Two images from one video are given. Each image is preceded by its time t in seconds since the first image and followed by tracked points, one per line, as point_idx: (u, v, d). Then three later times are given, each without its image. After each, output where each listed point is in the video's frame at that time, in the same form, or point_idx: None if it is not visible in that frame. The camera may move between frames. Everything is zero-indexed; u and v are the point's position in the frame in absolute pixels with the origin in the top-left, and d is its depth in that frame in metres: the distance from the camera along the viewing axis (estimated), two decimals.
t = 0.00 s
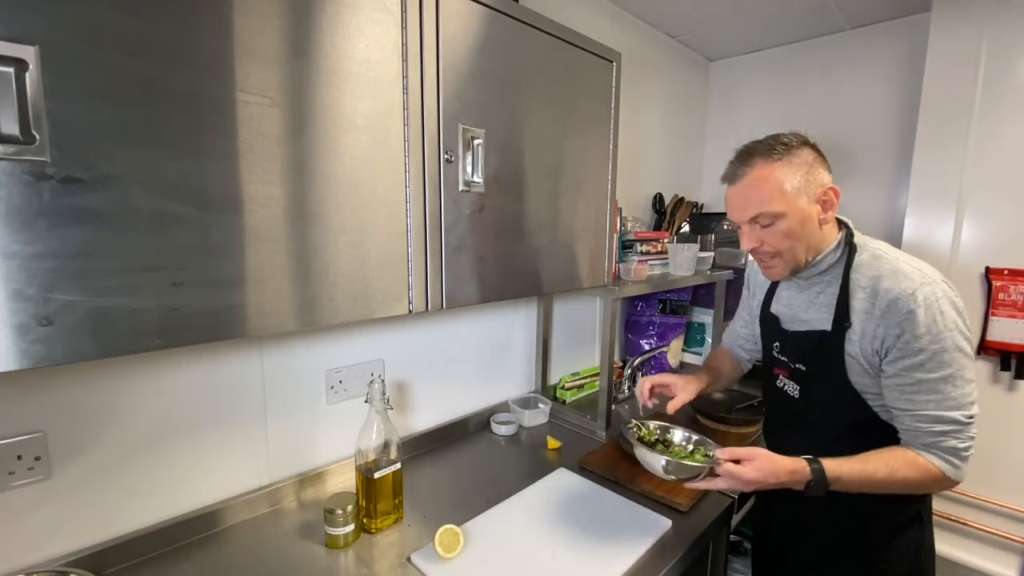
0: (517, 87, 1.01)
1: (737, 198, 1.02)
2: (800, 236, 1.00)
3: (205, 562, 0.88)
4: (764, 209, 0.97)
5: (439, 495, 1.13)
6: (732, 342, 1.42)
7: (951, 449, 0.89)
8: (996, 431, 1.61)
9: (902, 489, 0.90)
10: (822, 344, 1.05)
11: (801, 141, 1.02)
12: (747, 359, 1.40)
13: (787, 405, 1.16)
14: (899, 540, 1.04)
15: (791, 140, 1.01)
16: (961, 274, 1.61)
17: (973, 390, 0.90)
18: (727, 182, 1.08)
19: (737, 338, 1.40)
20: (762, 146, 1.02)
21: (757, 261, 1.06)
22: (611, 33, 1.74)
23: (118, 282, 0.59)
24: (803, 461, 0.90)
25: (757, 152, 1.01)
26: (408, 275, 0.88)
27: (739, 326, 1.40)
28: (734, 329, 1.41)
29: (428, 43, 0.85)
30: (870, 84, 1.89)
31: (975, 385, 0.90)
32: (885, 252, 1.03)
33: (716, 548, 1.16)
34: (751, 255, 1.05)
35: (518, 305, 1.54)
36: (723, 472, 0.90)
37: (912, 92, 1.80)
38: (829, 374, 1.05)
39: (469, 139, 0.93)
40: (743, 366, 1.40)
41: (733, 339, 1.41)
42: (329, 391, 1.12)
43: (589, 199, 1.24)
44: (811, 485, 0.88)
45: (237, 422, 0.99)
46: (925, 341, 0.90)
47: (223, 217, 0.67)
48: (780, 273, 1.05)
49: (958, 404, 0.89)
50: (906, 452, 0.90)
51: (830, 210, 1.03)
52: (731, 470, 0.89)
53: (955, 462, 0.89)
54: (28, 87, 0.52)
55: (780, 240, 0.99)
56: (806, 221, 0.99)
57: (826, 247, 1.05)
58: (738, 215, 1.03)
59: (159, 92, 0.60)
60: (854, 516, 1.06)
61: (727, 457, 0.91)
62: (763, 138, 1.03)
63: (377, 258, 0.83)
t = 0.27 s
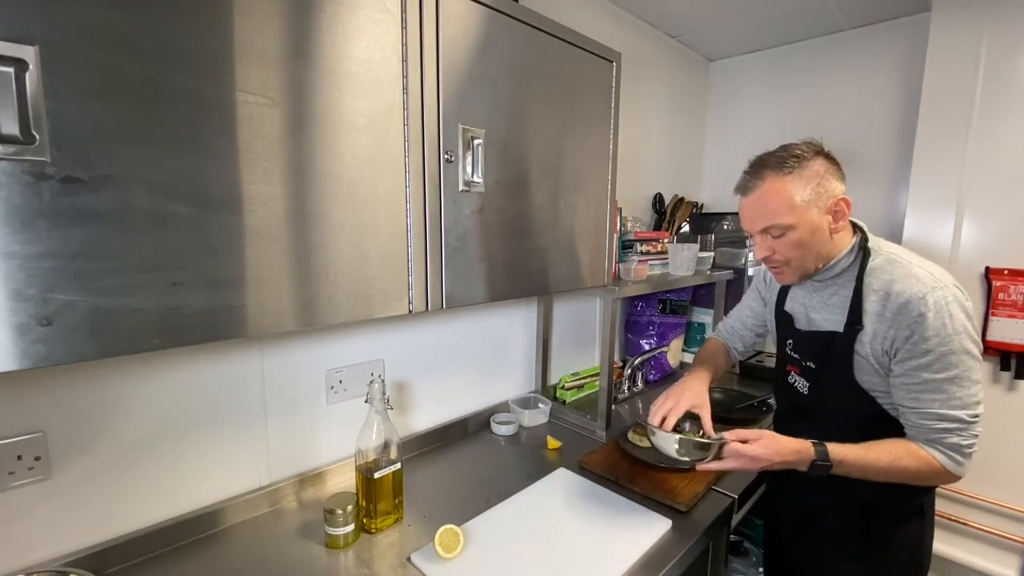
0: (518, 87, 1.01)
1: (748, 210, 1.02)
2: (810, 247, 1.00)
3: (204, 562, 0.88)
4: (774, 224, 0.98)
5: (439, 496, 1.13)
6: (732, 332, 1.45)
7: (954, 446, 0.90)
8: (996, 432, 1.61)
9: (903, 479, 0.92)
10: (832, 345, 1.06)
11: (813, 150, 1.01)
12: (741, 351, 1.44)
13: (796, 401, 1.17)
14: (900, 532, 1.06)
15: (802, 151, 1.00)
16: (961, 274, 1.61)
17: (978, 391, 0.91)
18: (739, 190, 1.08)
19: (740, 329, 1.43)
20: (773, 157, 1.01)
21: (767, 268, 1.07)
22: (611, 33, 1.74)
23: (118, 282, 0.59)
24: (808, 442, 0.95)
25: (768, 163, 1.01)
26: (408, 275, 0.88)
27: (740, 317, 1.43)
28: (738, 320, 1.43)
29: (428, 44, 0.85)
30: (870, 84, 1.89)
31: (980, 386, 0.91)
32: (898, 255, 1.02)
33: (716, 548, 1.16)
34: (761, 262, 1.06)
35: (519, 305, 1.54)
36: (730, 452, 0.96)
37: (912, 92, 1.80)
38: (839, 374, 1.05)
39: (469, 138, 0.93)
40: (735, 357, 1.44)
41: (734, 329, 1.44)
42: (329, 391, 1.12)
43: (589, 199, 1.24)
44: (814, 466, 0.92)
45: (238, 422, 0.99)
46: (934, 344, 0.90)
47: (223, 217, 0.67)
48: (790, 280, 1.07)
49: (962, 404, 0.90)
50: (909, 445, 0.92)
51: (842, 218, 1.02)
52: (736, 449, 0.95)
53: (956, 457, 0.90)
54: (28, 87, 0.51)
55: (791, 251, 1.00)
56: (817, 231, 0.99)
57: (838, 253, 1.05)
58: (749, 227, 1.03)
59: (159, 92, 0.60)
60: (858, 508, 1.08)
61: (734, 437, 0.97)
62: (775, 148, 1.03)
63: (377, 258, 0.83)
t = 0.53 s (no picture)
0: (518, 87, 1.01)
1: (758, 216, 1.03)
2: (820, 254, 1.00)
3: (204, 562, 0.88)
4: (783, 231, 0.98)
5: (439, 496, 1.13)
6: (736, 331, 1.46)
7: (953, 449, 0.90)
8: (996, 432, 1.61)
9: (900, 479, 0.93)
10: (840, 348, 1.05)
11: (824, 156, 1.01)
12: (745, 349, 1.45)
13: (803, 401, 1.17)
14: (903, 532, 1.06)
15: (813, 157, 0.99)
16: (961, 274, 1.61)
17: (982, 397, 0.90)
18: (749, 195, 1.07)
19: (745, 328, 1.43)
20: (784, 162, 1.01)
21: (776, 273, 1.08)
22: (611, 34, 1.74)
23: (118, 282, 0.59)
24: (807, 437, 0.96)
25: (779, 169, 1.01)
26: (408, 275, 0.88)
27: (746, 317, 1.44)
28: (744, 319, 1.44)
29: (428, 44, 0.85)
30: (870, 84, 1.89)
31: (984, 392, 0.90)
32: (908, 259, 1.02)
33: (716, 548, 1.16)
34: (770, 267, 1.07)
35: (519, 305, 1.54)
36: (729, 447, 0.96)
37: (912, 92, 1.80)
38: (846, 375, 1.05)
39: (469, 139, 0.93)
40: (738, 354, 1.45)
41: (739, 328, 1.45)
42: (329, 391, 1.12)
43: (589, 199, 1.24)
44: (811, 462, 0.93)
45: (238, 422, 0.99)
46: (938, 348, 0.90)
47: (223, 217, 0.67)
48: (799, 284, 1.07)
49: (964, 408, 0.89)
50: (909, 446, 0.92)
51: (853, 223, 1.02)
52: (736, 445, 0.95)
53: (954, 460, 0.90)
54: (28, 87, 0.51)
55: (800, 258, 1.00)
56: (826, 239, 0.99)
57: (848, 258, 1.05)
58: (759, 233, 1.04)
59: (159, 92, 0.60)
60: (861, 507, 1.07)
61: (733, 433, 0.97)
62: (786, 153, 1.03)
63: (377, 258, 0.83)
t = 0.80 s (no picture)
0: (518, 88, 1.01)
1: (759, 218, 1.03)
2: (820, 256, 1.00)
3: (204, 562, 0.88)
4: (783, 233, 0.99)
5: (439, 495, 1.13)
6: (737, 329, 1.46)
7: (952, 451, 0.90)
8: (997, 432, 1.61)
9: (899, 479, 0.92)
10: (841, 349, 1.06)
11: (825, 157, 1.00)
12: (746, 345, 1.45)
13: (806, 401, 1.17)
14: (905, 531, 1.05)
15: (814, 158, 0.99)
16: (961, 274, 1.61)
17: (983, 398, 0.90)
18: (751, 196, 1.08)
19: (747, 326, 1.44)
20: (784, 164, 1.01)
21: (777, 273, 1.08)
22: (611, 34, 1.74)
23: (118, 282, 0.59)
24: (805, 434, 0.96)
25: (780, 171, 1.01)
26: (408, 275, 0.88)
27: (747, 315, 1.44)
28: (746, 316, 1.44)
29: (428, 44, 0.85)
30: (870, 83, 1.89)
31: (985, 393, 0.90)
32: (910, 260, 1.02)
33: (716, 548, 1.16)
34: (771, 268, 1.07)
35: (519, 305, 1.54)
36: (726, 443, 0.96)
37: (912, 92, 1.80)
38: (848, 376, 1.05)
39: (469, 139, 0.93)
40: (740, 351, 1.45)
41: (741, 327, 1.45)
42: (329, 391, 1.12)
43: (589, 199, 1.24)
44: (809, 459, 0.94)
45: (238, 422, 0.99)
46: (937, 348, 0.90)
47: (224, 217, 0.67)
48: (800, 285, 1.07)
49: (964, 409, 0.89)
50: (908, 445, 0.92)
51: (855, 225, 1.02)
52: (733, 441, 0.95)
53: (953, 462, 0.90)
54: (28, 87, 0.51)
55: (800, 259, 1.00)
56: (827, 240, 0.99)
57: (851, 259, 1.04)
58: (759, 235, 1.04)
59: (159, 92, 0.60)
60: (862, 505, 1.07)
61: (730, 429, 0.97)
62: (788, 155, 1.02)
63: (377, 258, 0.83)
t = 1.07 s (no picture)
0: (518, 87, 1.01)
1: (755, 220, 1.03)
2: (817, 257, 1.01)
3: (205, 562, 0.88)
4: (778, 236, 1.00)
5: (439, 496, 1.13)
6: (736, 329, 1.46)
7: (948, 451, 0.90)
8: (997, 432, 1.61)
9: (896, 480, 0.93)
10: (838, 349, 1.06)
11: (822, 158, 1.00)
12: (744, 346, 1.45)
13: (806, 402, 1.17)
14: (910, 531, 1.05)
15: (810, 160, 0.99)
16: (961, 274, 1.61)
17: (979, 399, 0.90)
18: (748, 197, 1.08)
19: (747, 326, 1.44)
20: (780, 166, 1.01)
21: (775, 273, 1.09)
22: (611, 34, 1.74)
23: (117, 282, 0.59)
24: (801, 435, 0.97)
25: (776, 173, 1.01)
26: (408, 275, 0.88)
27: (747, 315, 1.44)
28: (745, 314, 1.44)
29: (428, 43, 0.84)
30: (870, 84, 1.89)
31: (981, 393, 0.90)
32: (909, 259, 1.01)
33: (717, 549, 1.16)
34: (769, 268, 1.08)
35: (519, 305, 1.54)
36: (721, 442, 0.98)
37: (912, 92, 1.80)
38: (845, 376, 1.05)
39: (469, 139, 0.93)
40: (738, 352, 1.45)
41: (741, 327, 1.45)
42: (329, 391, 1.12)
43: (589, 199, 1.24)
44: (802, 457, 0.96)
45: (239, 422, 0.99)
46: (933, 348, 0.90)
47: (224, 217, 0.67)
48: (798, 285, 1.08)
49: (959, 410, 0.89)
50: (904, 445, 0.93)
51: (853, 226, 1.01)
52: (727, 440, 0.97)
53: (949, 463, 0.90)
54: (28, 87, 0.51)
55: (795, 260, 1.01)
56: (823, 242, 0.99)
57: (849, 260, 1.04)
58: (756, 237, 1.05)
59: (159, 92, 0.60)
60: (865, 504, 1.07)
61: (725, 428, 0.98)
62: (784, 156, 1.02)
63: (377, 258, 0.84)
